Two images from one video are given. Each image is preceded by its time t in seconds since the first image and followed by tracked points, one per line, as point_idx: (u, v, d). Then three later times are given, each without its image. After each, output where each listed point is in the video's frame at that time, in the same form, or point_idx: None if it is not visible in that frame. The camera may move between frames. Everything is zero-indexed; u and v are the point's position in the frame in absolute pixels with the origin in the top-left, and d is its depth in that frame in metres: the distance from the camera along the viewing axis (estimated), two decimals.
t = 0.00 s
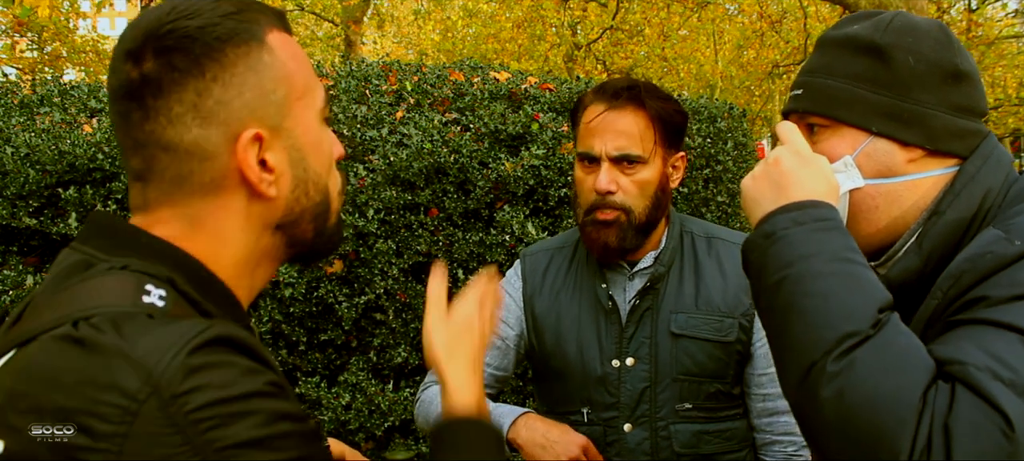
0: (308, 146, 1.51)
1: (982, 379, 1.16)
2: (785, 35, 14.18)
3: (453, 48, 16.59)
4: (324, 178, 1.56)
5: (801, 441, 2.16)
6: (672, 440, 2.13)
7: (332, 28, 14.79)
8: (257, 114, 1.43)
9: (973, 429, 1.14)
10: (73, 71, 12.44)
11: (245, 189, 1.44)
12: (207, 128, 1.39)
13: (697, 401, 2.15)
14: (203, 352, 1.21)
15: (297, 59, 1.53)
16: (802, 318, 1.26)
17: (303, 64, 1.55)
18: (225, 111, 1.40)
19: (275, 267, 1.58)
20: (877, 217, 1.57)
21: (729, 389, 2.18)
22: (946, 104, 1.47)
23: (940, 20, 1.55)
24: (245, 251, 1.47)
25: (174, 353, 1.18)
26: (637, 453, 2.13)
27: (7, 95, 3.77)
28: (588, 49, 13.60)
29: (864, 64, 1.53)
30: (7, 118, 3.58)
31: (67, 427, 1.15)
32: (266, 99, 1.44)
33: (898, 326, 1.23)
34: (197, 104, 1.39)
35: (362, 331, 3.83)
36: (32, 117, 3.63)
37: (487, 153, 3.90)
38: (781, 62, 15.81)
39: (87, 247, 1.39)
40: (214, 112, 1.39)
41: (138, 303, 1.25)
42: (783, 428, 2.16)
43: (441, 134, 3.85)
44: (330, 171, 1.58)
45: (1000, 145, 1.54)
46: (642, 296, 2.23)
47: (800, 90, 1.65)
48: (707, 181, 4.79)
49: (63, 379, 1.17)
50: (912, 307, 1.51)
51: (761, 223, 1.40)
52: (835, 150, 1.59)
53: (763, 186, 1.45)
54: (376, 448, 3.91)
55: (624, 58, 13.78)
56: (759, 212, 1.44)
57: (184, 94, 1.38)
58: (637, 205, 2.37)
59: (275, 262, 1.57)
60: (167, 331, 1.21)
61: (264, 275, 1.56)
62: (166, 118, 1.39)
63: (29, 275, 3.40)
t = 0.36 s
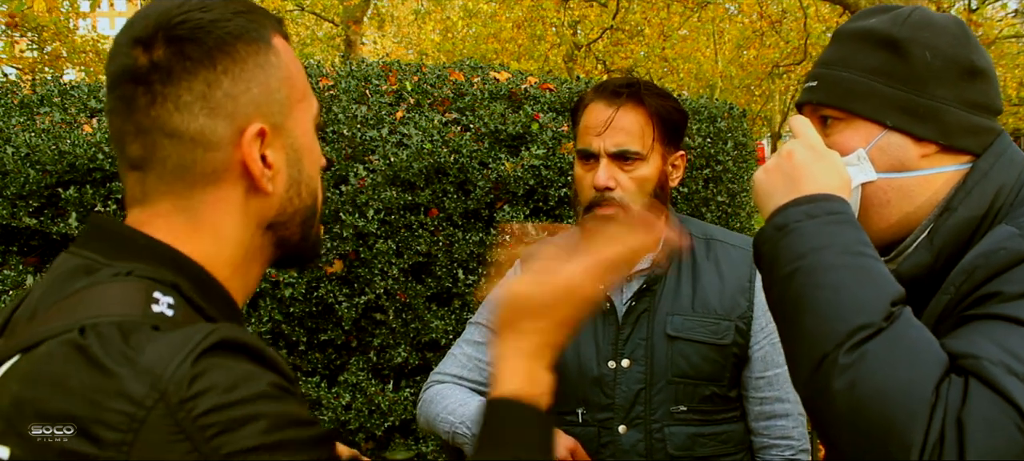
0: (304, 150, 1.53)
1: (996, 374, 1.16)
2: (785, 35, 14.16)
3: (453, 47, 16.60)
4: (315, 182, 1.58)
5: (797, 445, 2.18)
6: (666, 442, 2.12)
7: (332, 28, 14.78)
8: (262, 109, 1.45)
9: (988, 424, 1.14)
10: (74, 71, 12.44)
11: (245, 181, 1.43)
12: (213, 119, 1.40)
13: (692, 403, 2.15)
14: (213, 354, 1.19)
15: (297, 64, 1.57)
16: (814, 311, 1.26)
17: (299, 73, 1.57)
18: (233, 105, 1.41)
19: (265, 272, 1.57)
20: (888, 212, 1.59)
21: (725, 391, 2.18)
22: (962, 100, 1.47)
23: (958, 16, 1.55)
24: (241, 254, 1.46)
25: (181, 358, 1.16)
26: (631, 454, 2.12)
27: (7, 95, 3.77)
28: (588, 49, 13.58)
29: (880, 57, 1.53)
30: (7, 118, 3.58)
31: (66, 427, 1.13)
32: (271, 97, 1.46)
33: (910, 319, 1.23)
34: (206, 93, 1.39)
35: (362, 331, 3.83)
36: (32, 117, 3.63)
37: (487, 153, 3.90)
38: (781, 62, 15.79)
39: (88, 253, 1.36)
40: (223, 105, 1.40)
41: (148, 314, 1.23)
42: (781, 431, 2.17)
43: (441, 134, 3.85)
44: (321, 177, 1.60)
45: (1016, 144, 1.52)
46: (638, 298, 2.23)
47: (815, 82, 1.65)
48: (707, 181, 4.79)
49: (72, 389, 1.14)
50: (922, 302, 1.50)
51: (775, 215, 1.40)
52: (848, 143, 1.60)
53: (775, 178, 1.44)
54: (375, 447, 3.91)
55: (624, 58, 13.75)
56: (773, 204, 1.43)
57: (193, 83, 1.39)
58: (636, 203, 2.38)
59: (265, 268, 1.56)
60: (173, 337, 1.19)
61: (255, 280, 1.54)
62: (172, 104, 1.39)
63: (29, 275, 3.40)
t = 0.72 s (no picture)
0: (280, 128, 1.58)
1: (995, 374, 1.15)
2: (786, 35, 14.16)
3: (453, 47, 16.61)
4: (294, 166, 1.63)
5: (795, 442, 2.17)
6: (669, 439, 2.12)
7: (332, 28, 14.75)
8: (240, 82, 1.50)
9: (986, 424, 1.13)
10: (73, 71, 12.43)
11: (224, 152, 1.46)
12: (192, 86, 1.44)
13: (694, 400, 2.15)
14: (168, 403, 1.15)
15: (274, 54, 1.65)
16: (814, 312, 1.27)
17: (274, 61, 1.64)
18: (211, 73, 1.46)
19: (261, 273, 1.61)
20: (886, 214, 1.58)
21: (726, 387, 2.18)
22: (958, 100, 1.47)
23: (951, 16, 1.54)
24: (237, 239, 1.49)
25: (132, 404, 1.13)
26: (633, 452, 2.12)
27: (7, 95, 3.77)
28: (588, 49, 13.56)
29: (874, 60, 1.54)
30: (7, 118, 3.58)
31: (67, 427, 1.11)
32: (248, 72, 1.52)
33: (910, 320, 1.23)
34: (186, 60, 1.45)
35: (362, 331, 3.83)
36: (32, 117, 3.63)
37: (487, 153, 3.89)
38: (781, 62, 15.79)
39: (103, 264, 1.39)
40: (201, 72, 1.45)
41: (138, 323, 1.21)
42: (779, 428, 2.16)
43: (441, 134, 3.85)
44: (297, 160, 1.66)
45: (1014, 144, 1.53)
46: (637, 295, 2.23)
47: (810, 86, 1.66)
48: (707, 181, 4.79)
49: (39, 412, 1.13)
50: (921, 301, 1.50)
51: (777, 214, 1.41)
52: (844, 145, 1.60)
53: (778, 179, 1.46)
54: (376, 447, 3.90)
55: (625, 58, 13.74)
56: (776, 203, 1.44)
57: (172, 50, 1.45)
58: (634, 192, 2.38)
59: (260, 262, 1.59)
60: (141, 372, 1.16)
61: (253, 274, 1.57)
62: (152, 70, 1.43)
63: (29, 275, 3.40)
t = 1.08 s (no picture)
0: (284, 110, 1.61)
1: (1002, 401, 1.15)
2: (786, 35, 14.14)
3: (454, 47, 16.61)
4: (299, 146, 1.65)
5: (794, 443, 2.16)
6: (666, 439, 2.12)
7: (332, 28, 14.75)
8: (241, 69, 1.51)
9: (994, 451, 1.12)
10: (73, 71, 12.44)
11: (241, 136, 1.48)
12: (197, 80, 1.45)
13: (692, 400, 2.15)
14: (148, 343, 1.16)
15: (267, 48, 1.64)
16: (806, 361, 1.26)
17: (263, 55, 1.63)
18: (212, 65, 1.47)
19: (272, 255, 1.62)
20: (890, 213, 1.58)
21: (724, 387, 2.17)
22: (962, 99, 1.48)
23: (955, 15, 1.55)
24: (247, 220, 1.50)
25: (117, 344, 1.15)
26: (630, 452, 2.13)
27: (7, 95, 3.77)
28: (588, 49, 13.55)
29: (878, 59, 1.54)
30: (7, 118, 3.58)
31: (67, 427, 1.12)
32: (245, 59, 1.53)
33: (898, 354, 1.23)
34: (185, 57, 1.45)
35: (362, 331, 3.83)
36: (32, 117, 3.62)
37: (487, 153, 3.89)
38: (781, 61, 15.77)
39: (107, 234, 1.41)
40: (202, 66, 1.46)
41: (136, 274, 1.23)
42: (778, 429, 2.16)
43: (441, 134, 3.85)
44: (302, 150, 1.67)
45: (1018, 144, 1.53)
46: (636, 294, 2.23)
47: (813, 86, 1.66)
48: (707, 181, 4.79)
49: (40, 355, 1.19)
50: (921, 302, 1.48)
51: (751, 273, 1.40)
52: (849, 144, 1.60)
53: (745, 238, 1.45)
54: (376, 447, 3.90)
55: (625, 58, 13.73)
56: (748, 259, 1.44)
57: (170, 50, 1.44)
58: (628, 191, 2.38)
59: (269, 246, 1.59)
60: (130, 313, 1.18)
61: (263, 257, 1.57)
62: (156, 73, 1.43)
63: (28, 275, 3.40)
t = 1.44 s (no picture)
0: (301, 124, 1.62)
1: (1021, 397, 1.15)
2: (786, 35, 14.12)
3: (454, 47, 16.63)
4: (314, 160, 1.67)
5: (795, 444, 2.14)
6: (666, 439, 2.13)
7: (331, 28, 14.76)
8: (261, 82, 1.52)
9: (1012, 447, 1.13)
10: (73, 71, 12.47)
11: (251, 148, 1.49)
12: (217, 89, 1.46)
13: (691, 401, 2.15)
14: (153, 344, 1.16)
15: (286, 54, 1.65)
16: (827, 348, 1.28)
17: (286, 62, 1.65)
18: (233, 75, 1.48)
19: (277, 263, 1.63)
20: (901, 209, 1.59)
21: (724, 388, 2.18)
22: (974, 97, 1.48)
23: (968, 13, 1.55)
24: (253, 229, 1.50)
25: (121, 346, 1.15)
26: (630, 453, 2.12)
27: (7, 95, 3.77)
28: (588, 49, 13.55)
29: (891, 55, 1.54)
30: (7, 118, 3.58)
31: (67, 427, 1.12)
32: (266, 71, 1.54)
33: (921, 344, 1.24)
34: (207, 66, 1.46)
35: (362, 331, 3.83)
36: (32, 117, 3.62)
37: (487, 153, 3.89)
38: (781, 61, 15.75)
39: (107, 240, 1.41)
40: (223, 75, 1.47)
41: (138, 279, 1.24)
42: (778, 430, 2.14)
43: (441, 134, 3.85)
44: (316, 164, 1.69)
45: None
46: (635, 295, 2.23)
47: (825, 81, 1.67)
48: (707, 181, 4.79)
49: (42, 360, 1.19)
50: (931, 300, 1.49)
51: (777, 252, 1.42)
52: (860, 140, 1.60)
53: (774, 218, 1.47)
54: (376, 447, 3.90)
55: (624, 58, 13.73)
56: (773, 239, 1.46)
57: (193, 56, 1.45)
58: (625, 200, 2.37)
59: (276, 253, 1.61)
60: (134, 316, 1.19)
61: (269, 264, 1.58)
62: (175, 77, 1.44)
63: (29, 275, 3.40)
